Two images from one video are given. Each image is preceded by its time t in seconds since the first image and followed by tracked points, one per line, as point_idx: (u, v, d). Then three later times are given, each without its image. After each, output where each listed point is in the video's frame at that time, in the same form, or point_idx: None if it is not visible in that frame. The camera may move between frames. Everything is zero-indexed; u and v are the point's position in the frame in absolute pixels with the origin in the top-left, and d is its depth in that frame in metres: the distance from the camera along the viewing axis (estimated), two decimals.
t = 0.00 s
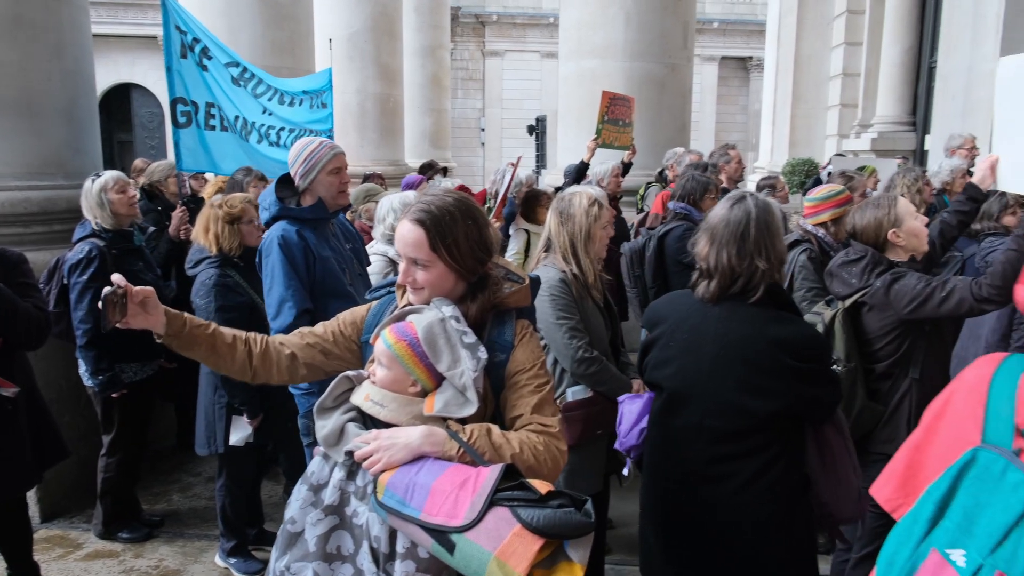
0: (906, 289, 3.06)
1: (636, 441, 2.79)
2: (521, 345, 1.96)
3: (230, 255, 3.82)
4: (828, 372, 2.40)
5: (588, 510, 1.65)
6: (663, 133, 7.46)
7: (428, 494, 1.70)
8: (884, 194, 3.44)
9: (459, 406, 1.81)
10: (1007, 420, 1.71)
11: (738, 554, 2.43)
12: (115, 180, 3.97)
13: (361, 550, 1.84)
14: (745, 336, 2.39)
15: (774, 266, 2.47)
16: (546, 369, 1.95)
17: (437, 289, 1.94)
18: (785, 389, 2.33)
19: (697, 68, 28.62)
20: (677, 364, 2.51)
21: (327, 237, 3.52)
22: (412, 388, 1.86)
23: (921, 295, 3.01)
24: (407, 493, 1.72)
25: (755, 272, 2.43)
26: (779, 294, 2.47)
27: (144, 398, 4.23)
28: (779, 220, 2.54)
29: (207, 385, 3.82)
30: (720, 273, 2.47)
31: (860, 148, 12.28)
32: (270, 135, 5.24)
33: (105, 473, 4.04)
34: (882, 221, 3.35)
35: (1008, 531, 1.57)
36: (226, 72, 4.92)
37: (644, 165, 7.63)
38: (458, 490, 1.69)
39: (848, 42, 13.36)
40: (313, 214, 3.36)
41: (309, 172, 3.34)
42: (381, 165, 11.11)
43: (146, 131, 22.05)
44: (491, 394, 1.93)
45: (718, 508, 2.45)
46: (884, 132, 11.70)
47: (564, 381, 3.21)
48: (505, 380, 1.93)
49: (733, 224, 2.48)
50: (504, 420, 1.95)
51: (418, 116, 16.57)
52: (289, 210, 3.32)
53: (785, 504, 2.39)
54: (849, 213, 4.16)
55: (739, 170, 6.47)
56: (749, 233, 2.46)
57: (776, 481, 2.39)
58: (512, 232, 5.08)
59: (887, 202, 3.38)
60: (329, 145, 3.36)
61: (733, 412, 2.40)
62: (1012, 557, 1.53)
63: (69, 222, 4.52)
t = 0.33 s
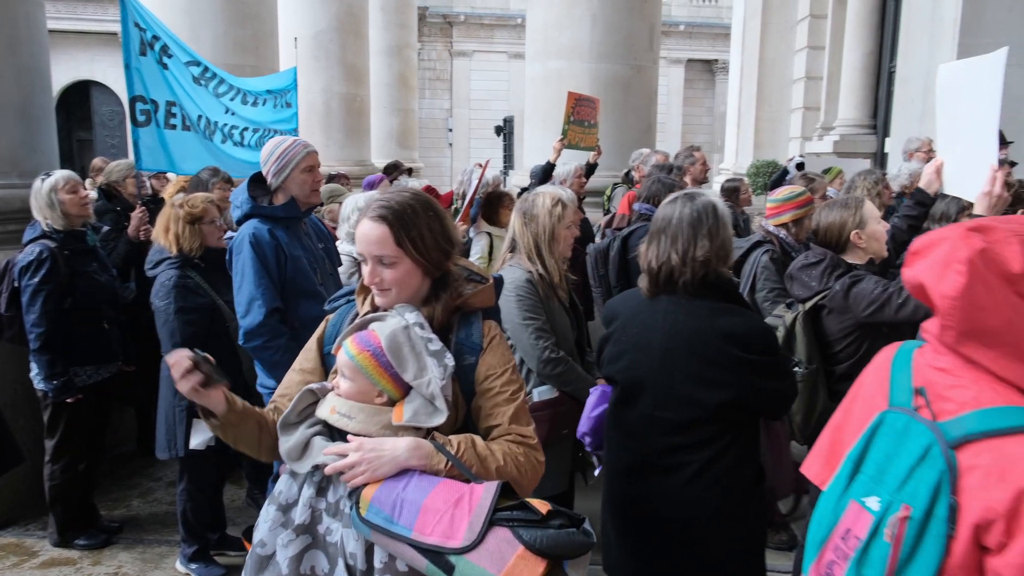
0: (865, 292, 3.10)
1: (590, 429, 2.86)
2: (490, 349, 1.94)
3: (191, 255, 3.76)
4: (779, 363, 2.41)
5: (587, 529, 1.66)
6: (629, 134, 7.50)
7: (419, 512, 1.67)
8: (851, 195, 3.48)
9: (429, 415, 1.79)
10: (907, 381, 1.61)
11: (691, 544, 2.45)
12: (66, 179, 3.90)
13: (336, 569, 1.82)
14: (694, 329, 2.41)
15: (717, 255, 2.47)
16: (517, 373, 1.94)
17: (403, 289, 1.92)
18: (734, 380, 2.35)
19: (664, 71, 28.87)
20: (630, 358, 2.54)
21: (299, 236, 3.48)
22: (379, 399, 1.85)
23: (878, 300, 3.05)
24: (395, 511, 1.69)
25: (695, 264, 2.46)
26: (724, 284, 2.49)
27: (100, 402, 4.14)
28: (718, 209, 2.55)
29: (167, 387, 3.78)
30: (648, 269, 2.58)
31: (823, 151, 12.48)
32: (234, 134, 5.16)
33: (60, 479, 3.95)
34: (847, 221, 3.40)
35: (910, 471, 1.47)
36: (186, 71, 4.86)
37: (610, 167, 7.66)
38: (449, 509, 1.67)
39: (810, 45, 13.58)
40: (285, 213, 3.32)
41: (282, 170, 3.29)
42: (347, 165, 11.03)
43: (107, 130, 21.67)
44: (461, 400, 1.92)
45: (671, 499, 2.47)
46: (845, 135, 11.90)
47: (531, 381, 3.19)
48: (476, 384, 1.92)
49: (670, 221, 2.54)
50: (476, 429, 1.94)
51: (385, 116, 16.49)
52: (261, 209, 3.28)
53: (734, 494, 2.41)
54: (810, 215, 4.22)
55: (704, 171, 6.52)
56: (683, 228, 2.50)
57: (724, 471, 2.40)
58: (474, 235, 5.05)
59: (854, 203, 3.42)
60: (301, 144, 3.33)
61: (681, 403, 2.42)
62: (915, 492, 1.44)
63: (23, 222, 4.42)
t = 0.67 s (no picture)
0: (823, 292, 3.11)
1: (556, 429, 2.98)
2: (451, 351, 1.96)
3: (147, 257, 3.69)
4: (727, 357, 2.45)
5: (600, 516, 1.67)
6: (591, 135, 7.54)
7: (436, 525, 1.65)
8: (806, 197, 3.55)
9: (410, 429, 1.76)
10: (817, 354, 2.01)
11: (638, 530, 2.49)
12: (18, 180, 3.82)
13: None
14: (644, 322, 2.44)
15: (669, 252, 2.50)
16: (479, 373, 1.97)
17: (357, 292, 1.90)
18: (682, 371, 2.38)
19: (628, 73, 29.09)
20: (581, 349, 2.57)
21: (264, 236, 3.43)
22: (355, 417, 1.75)
23: (829, 296, 3.04)
24: (407, 528, 1.66)
25: (645, 260, 2.49)
26: (674, 280, 2.52)
27: (54, 408, 4.05)
28: (671, 207, 2.57)
29: (124, 391, 3.71)
30: (600, 265, 2.61)
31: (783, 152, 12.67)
32: (191, 135, 5.09)
33: (11, 486, 3.86)
34: (802, 224, 3.46)
35: (820, 429, 1.84)
36: (144, 69, 4.81)
37: (573, 168, 7.70)
38: (463, 518, 1.65)
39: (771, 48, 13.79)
40: (248, 212, 3.28)
41: (246, 167, 3.25)
42: (309, 166, 10.91)
43: (63, 129, 21.23)
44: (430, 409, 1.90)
45: (618, 489, 2.49)
46: (805, 137, 12.09)
47: (494, 382, 3.18)
48: (442, 389, 1.92)
49: (622, 219, 2.57)
50: (446, 435, 1.94)
51: (348, 116, 16.36)
52: (225, 206, 3.24)
53: (679, 483, 2.45)
54: (768, 216, 4.28)
55: (666, 172, 6.58)
56: (636, 225, 2.52)
57: (671, 460, 2.44)
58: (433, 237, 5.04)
59: (808, 205, 3.48)
60: (267, 142, 3.31)
61: (630, 393, 2.45)
62: (823, 447, 1.82)
63: None
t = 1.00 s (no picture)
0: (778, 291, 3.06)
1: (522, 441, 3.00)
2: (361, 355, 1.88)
3: (101, 262, 3.63)
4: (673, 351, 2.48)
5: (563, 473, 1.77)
6: (555, 138, 7.56)
7: (439, 514, 1.61)
8: (765, 198, 3.60)
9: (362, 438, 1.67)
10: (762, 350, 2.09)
11: (586, 525, 2.48)
12: None
13: None
14: (591, 317, 2.48)
15: (610, 248, 2.56)
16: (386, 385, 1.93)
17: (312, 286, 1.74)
18: (624, 365, 2.42)
19: (593, 76, 29.27)
20: (530, 346, 2.62)
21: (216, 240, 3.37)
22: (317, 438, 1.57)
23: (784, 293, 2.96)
24: (408, 529, 1.59)
25: (588, 256, 2.55)
26: (618, 277, 2.58)
27: (7, 416, 3.96)
28: (613, 206, 2.64)
29: (79, 398, 3.64)
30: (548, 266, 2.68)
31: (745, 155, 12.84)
32: (149, 137, 4.99)
33: None
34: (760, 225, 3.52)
35: (767, 419, 1.93)
36: (97, 70, 4.73)
37: (538, 170, 7.71)
38: (462, 501, 1.64)
39: (733, 52, 13.98)
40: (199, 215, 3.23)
41: (193, 170, 3.21)
42: (273, 168, 10.77)
43: (17, 130, 20.71)
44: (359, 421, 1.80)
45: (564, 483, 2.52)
46: (767, 140, 12.26)
47: (457, 385, 3.14)
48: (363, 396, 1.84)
49: (565, 218, 2.64)
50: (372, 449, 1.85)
51: (312, 118, 16.21)
52: (174, 212, 3.19)
53: (626, 474, 2.48)
54: (723, 217, 4.36)
55: (629, 175, 6.62)
56: (578, 224, 2.59)
57: (618, 452, 2.47)
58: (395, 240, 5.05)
59: (768, 207, 3.53)
60: (213, 143, 3.25)
61: (578, 386, 2.49)
62: (769, 436, 1.91)
63: None
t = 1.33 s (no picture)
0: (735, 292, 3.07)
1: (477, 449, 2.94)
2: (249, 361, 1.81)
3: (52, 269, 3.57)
4: (614, 346, 2.49)
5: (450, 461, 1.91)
6: (519, 142, 7.56)
7: (370, 503, 1.67)
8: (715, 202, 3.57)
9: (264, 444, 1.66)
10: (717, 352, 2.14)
11: (529, 518, 2.51)
12: None
13: None
14: (526, 312, 2.51)
15: (547, 247, 2.59)
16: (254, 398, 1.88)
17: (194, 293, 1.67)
18: (559, 358, 2.43)
19: (557, 79, 29.40)
20: (474, 346, 2.64)
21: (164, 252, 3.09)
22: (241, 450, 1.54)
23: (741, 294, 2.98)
24: (352, 521, 1.63)
25: (523, 255, 2.57)
26: (555, 276, 2.59)
27: None
28: (549, 208, 2.66)
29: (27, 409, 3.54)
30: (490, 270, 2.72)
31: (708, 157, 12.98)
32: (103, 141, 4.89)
33: None
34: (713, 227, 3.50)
35: (712, 413, 1.99)
36: (46, 73, 4.63)
37: (502, 173, 7.66)
38: (386, 489, 1.70)
39: (694, 56, 14.14)
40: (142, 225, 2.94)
41: (137, 177, 2.95)
42: (234, 172, 10.63)
43: None
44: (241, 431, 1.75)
45: (508, 478, 2.54)
46: (729, 143, 12.40)
47: (419, 390, 3.14)
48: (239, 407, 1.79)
49: (504, 220, 2.66)
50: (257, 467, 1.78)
51: (275, 121, 16.04)
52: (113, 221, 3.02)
53: (568, 467, 2.47)
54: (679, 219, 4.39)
55: (591, 178, 6.64)
56: (515, 225, 2.61)
57: (558, 446, 2.47)
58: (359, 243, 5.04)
59: (717, 210, 3.51)
60: (158, 148, 3.04)
61: (516, 380, 2.51)
62: (713, 430, 1.97)
63: None
